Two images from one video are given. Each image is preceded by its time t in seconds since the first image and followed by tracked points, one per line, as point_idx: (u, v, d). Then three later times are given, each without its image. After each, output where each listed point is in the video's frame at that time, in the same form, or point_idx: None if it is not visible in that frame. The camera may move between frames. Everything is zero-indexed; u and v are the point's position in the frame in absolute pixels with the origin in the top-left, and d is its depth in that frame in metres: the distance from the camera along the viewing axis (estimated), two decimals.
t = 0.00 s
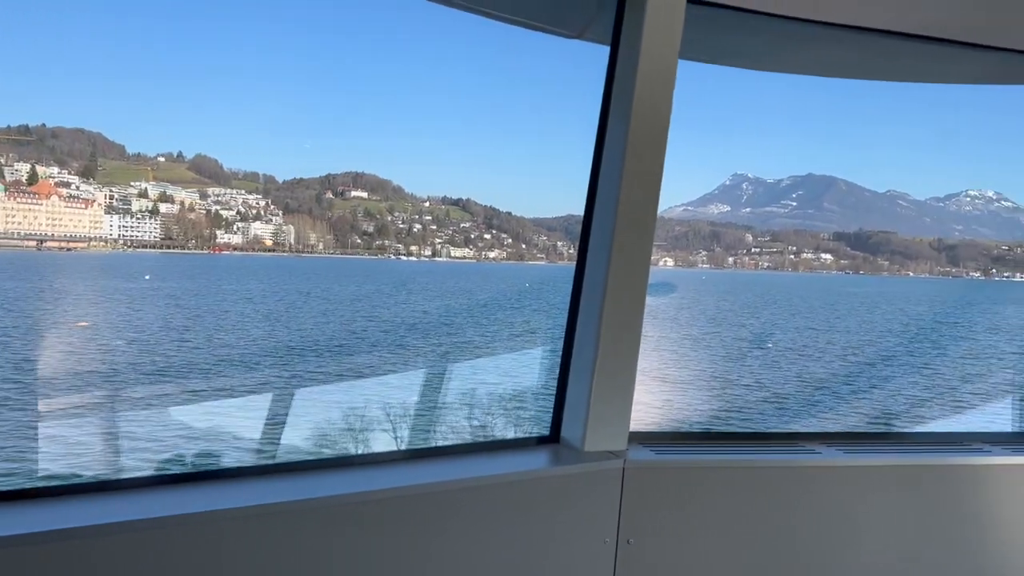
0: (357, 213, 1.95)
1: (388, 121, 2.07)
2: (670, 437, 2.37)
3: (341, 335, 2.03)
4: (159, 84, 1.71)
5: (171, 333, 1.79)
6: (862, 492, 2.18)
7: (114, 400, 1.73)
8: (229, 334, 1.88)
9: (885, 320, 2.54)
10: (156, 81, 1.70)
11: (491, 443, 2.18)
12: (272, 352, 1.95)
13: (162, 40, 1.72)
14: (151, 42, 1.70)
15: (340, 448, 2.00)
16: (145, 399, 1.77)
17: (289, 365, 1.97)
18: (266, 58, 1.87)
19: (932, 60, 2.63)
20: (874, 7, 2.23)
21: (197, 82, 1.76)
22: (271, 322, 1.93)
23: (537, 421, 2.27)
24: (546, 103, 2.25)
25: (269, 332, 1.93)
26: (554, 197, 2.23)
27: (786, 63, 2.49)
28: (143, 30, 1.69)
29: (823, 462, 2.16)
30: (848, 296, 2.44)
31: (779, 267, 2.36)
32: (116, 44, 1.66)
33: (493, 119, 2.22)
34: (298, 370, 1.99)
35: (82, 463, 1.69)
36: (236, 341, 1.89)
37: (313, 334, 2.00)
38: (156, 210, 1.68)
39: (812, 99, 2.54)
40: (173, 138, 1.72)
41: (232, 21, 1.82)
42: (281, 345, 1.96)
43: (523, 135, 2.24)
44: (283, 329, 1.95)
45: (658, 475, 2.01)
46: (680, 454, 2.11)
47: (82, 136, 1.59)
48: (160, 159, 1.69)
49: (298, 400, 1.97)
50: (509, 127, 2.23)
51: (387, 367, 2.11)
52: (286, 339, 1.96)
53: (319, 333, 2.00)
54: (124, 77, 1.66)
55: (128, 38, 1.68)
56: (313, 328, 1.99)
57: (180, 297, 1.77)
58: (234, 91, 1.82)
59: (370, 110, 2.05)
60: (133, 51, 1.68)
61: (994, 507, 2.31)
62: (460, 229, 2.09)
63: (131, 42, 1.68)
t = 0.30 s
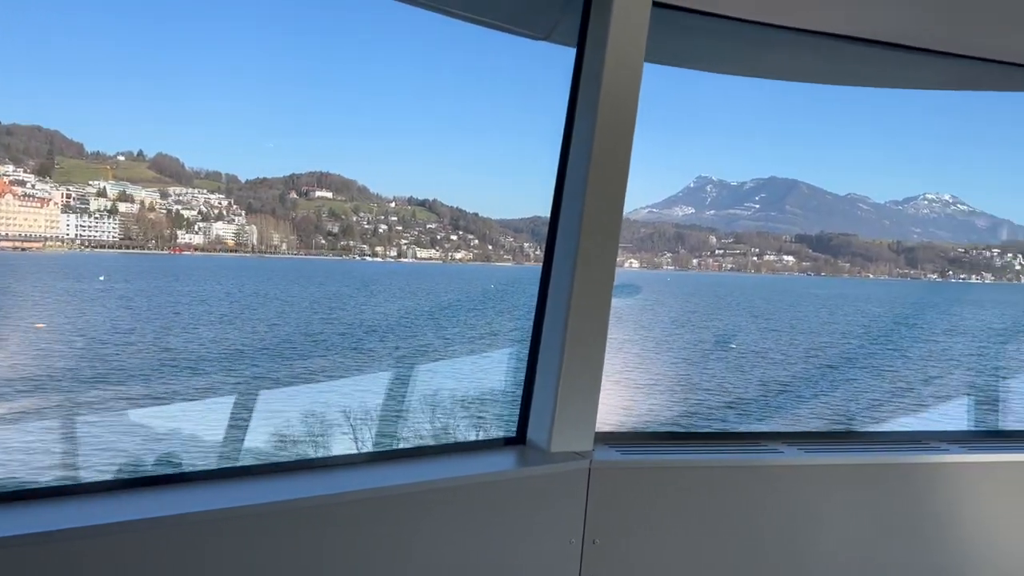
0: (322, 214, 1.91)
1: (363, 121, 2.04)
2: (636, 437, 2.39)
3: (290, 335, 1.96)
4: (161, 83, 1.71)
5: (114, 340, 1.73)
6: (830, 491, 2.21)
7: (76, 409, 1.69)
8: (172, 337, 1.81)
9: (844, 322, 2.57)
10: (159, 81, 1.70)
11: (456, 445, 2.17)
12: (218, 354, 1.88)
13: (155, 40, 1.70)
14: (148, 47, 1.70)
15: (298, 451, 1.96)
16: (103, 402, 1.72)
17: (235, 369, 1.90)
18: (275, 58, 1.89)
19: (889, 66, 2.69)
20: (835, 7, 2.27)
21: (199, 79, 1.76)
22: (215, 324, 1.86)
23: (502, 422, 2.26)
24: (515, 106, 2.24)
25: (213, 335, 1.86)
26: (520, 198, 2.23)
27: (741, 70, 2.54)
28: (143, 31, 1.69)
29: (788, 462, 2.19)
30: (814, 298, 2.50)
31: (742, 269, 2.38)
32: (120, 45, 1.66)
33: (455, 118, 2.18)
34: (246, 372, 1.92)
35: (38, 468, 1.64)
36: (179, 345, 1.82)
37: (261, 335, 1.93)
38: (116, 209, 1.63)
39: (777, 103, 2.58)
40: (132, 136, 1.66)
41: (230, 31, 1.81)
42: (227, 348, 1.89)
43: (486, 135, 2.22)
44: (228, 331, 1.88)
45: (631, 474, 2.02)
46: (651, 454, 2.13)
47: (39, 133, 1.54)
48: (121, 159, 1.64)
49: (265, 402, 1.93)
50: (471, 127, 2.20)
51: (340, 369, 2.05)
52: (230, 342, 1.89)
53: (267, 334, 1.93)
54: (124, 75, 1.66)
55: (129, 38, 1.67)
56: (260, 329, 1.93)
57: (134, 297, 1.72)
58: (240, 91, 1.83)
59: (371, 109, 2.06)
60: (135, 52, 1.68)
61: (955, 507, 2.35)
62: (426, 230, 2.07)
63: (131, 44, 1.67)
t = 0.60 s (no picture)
0: (286, 215, 1.88)
1: (365, 121, 2.06)
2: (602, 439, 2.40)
3: (245, 338, 1.90)
4: (149, 82, 1.69)
5: (56, 343, 1.62)
6: (795, 489, 2.25)
7: (31, 413, 1.62)
8: (117, 340, 1.72)
9: (803, 322, 2.62)
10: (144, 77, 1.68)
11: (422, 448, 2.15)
12: (167, 359, 1.79)
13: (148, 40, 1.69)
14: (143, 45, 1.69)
15: (256, 455, 1.91)
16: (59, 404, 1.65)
17: (185, 373, 1.82)
18: (278, 60, 1.89)
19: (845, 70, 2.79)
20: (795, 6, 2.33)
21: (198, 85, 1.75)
22: (163, 327, 1.77)
23: (466, 424, 2.26)
24: (483, 108, 2.23)
25: (161, 339, 1.78)
26: (488, 200, 2.23)
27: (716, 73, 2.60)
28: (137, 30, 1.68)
29: (758, 462, 2.22)
30: (778, 298, 2.56)
31: (707, 270, 2.45)
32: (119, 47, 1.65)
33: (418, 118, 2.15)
34: (196, 377, 1.83)
35: None
36: (124, 349, 1.73)
37: (212, 338, 1.85)
38: (75, 208, 1.59)
39: (744, 106, 2.60)
40: (91, 135, 1.61)
41: (230, 34, 1.80)
42: (174, 354, 1.80)
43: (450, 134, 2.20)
44: (177, 334, 1.79)
45: (603, 475, 2.03)
46: (623, 455, 2.14)
47: None
48: (80, 156, 1.59)
49: (225, 403, 1.88)
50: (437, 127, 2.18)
51: (297, 372, 2.00)
52: (179, 347, 1.80)
53: (219, 336, 1.86)
54: (127, 80, 1.66)
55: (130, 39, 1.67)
56: (212, 331, 1.85)
57: (85, 298, 1.64)
58: (243, 90, 1.83)
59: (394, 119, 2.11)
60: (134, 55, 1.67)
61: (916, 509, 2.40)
62: (393, 230, 2.04)
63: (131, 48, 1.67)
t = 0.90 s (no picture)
0: (250, 215, 1.84)
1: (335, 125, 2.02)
2: (569, 438, 2.42)
3: (203, 342, 1.80)
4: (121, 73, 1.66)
5: None
6: (761, 488, 2.28)
7: None
8: (59, 342, 1.60)
9: (767, 323, 2.65)
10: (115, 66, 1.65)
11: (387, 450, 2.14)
12: (114, 364, 1.68)
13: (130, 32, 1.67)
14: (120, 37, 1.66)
15: (214, 458, 1.85)
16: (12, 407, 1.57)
17: (133, 377, 1.71)
18: (279, 61, 1.90)
19: (809, 75, 2.83)
20: (765, 12, 2.37)
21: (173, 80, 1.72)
22: (112, 331, 1.66)
23: (430, 425, 2.25)
24: (452, 108, 2.21)
25: (107, 342, 1.66)
26: (455, 200, 2.23)
27: (680, 76, 2.62)
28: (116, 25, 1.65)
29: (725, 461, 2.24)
30: (741, 301, 2.59)
31: (673, 271, 2.48)
32: (98, 40, 1.63)
33: (386, 117, 2.11)
34: (147, 381, 1.74)
35: None
36: (67, 352, 1.61)
37: (166, 343, 1.75)
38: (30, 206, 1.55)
39: (712, 109, 2.62)
40: (51, 132, 1.56)
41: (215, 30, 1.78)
42: (122, 357, 1.69)
43: (418, 133, 2.17)
44: (127, 337, 1.68)
45: (574, 476, 2.04)
46: (593, 455, 2.15)
47: None
48: (37, 154, 1.54)
49: (190, 407, 1.80)
50: (405, 128, 2.14)
51: (262, 375, 1.92)
52: (128, 350, 1.69)
53: (174, 342, 1.76)
54: (123, 77, 1.66)
55: (140, 41, 1.68)
56: (166, 336, 1.75)
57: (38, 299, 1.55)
58: (249, 90, 1.85)
59: (353, 118, 2.06)
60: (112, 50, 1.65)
61: (880, 511, 2.43)
62: (359, 230, 2.03)
63: (108, 41, 1.64)
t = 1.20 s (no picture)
0: (214, 213, 1.81)
1: (339, 125, 2.07)
2: (537, 438, 2.41)
3: (155, 339, 1.75)
4: (87, 68, 1.64)
5: None
6: (726, 486, 2.30)
7: None
8: None
9: (731, 323, 2.68)
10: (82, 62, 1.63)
11: (354, 451, 2.11)
12: (56, 366, 1.60)
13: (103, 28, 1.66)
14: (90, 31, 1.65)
15: (172, 459, 1.81)
16: None
17: (73, 380, 1.63)
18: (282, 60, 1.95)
19: (773, 78, 2.88)
20: (736, 14, 2.41)
21: (140, 76, 1.71)
22: (60, 329, 1.59)
23: (394, 426, 2.23)
24: (418, 109, 2.22)
25: (49, 343, 1.58)
26: (422, 199, 2.23)
27: (649, 77, 2.70)
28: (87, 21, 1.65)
29: (690, 459, 2.27)
30: (706, 301, 2.62)
31: (639, 271, 2.49)
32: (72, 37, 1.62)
33: (354, 116, 2.11)
34: (102, 384, 1.68)
35: None
36: (7, 355, 1.55)
37: (112, 341, 1.68)
38: None
39: (673, 113, 2.70)
40: (8, 125, 1.52)
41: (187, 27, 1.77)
42: (65, 359, 1.61)
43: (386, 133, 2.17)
44: (73, 337, 1.61)
45: (540, 476, 2.05)
46: (559, 455, 2.17)
47: None
48: None
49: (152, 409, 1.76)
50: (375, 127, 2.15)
51: (212, 377, 1.86)
52: (73, 352, 1.62)
53: (120, 339, 1.69)
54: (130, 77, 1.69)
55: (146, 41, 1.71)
56: (112, 334, 1.67)
57: None
58: (259, 91, 1.91)
59: (353, 129, 2.10)
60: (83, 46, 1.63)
61: (842, 511, 2.47)
62: (325, 229, 2.01)
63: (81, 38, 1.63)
